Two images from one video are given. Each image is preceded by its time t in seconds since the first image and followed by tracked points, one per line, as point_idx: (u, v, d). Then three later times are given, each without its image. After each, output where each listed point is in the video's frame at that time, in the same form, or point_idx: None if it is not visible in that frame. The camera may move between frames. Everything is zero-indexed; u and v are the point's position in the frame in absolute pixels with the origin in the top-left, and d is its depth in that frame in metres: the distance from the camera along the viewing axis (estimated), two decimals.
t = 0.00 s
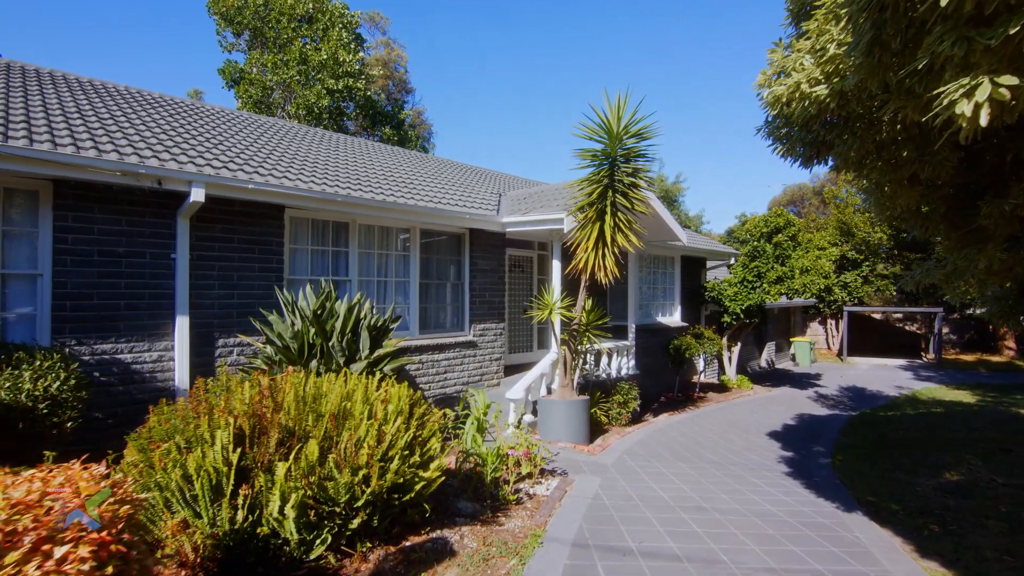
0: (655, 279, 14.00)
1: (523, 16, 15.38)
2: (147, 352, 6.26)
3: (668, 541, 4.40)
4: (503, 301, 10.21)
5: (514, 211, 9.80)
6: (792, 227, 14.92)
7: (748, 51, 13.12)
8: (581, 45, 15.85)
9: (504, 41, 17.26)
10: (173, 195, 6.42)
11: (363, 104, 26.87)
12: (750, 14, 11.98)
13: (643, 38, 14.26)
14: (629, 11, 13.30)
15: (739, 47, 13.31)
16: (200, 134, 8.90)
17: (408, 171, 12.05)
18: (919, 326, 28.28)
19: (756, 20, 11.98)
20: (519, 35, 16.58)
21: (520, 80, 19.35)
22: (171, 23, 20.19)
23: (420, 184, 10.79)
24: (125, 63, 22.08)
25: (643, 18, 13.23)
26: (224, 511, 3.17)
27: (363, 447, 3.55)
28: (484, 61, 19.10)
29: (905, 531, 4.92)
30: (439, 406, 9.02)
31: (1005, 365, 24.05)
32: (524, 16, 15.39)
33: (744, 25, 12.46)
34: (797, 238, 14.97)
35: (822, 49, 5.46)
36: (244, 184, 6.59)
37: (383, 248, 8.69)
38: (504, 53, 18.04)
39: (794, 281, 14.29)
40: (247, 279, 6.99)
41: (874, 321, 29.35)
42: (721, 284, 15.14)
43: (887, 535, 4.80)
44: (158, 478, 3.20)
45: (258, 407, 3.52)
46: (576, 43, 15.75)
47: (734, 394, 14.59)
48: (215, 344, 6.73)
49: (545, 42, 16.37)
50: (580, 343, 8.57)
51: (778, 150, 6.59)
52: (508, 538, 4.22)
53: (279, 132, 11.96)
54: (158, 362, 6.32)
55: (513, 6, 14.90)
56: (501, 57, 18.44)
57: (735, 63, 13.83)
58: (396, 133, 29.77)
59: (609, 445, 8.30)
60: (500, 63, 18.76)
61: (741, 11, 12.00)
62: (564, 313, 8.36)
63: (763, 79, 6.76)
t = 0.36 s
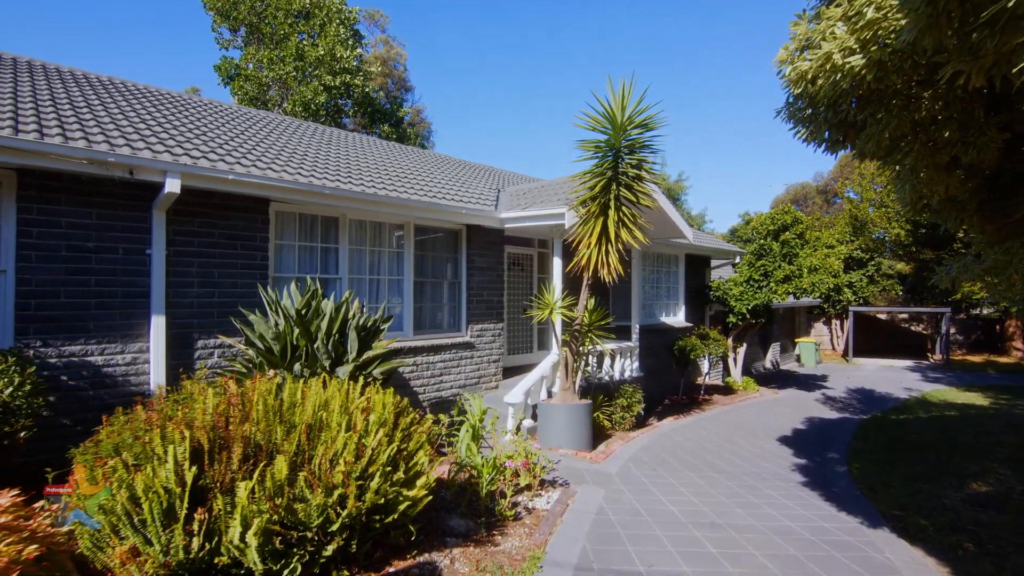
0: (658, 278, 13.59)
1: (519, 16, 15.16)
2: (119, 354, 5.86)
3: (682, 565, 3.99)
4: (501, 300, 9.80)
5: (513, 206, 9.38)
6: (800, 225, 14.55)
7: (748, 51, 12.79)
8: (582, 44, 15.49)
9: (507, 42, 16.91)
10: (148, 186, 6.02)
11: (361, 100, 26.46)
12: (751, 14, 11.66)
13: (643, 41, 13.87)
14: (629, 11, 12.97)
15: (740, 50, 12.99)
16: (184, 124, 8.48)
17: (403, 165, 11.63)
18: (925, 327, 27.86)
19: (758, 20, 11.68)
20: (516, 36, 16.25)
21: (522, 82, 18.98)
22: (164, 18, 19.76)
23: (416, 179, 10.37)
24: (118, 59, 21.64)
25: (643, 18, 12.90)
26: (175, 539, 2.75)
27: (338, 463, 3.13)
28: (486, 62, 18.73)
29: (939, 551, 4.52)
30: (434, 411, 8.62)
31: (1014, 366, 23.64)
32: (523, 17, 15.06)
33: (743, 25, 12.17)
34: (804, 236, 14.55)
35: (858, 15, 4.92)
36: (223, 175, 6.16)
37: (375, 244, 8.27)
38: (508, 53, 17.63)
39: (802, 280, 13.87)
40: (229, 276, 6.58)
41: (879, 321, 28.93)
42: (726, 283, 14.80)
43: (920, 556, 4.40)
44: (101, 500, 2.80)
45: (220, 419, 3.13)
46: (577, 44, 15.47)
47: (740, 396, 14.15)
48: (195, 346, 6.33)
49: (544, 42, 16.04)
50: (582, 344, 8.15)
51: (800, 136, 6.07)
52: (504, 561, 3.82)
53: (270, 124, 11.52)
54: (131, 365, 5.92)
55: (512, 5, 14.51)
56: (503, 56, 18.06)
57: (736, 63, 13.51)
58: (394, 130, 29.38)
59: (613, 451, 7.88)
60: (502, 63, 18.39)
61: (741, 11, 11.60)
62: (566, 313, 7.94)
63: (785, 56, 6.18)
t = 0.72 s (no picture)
0: (662, 278, 13.21)
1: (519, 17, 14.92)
2: (91, 358, 5.49)
3: None
4: (500, 300, 9.43)
5: (512, 202, 9.00)
6: (808, 223, 14.14)
7: (749, 51, 12.51)
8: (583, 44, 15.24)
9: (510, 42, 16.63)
10: (123, 178, 5.64)
11: (359, 98, 26.10)
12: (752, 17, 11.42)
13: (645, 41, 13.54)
14: (628, 10, 12.71)
15: (740, 52, 12.74)
16: (168, 116, 8.10)
17: (400, 161, 11.26)
18: (931, 328, 27.44)
19: (758, 20, 11.45)
20: (517, 38, 16.14)
21: (522, 82, 18.70)
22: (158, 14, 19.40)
23: (412, 174, 9.99)
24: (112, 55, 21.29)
25: (643, 18, 12.65)
26: None
27: (308, 485, 2.76)
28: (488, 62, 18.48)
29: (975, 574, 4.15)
30: (430, 416, 8.26)
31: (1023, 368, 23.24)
32: (523, 18, 14.79)
33: (744, 27, 11.93)
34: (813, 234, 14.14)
35: None
36: (203, 167, 5.80)
37: (368, 241, 7.90)
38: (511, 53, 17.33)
39: (811, 280, 13.45)
40: (211, 275, 6.22)
41: (885, 322, 28.52)
42: (732, 283, 14.38)
43: None
44: (32, 531, 2.43)
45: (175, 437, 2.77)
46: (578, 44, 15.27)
47: (747, 400, 13.76)
48: (174, 349, 5.96)
49: (544, 43, 15.84)
50: (585, 347, 7.80)
51: (825, 117, 5.75)
52: None
53: (262, 118, 11.14)
54: (104, 370, 5.55)
55: (512, 6, 14.24)
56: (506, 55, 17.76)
57: (736, 63, 13.24)
58: (393, 129, 29.07)
59: (617, 458, 7.51)
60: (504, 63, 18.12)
61: (741, 11, 11.29)
62: (567, 313, 7.56)
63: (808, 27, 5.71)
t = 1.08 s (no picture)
0: (667, 277, 12.79)
1: (521, 19, 15.02)
2: (54, 360, 5.10)
3: None
4: (499, 299, 9.02)
5: (511, 196, 8.58)
6: (817, 220, 13.74)
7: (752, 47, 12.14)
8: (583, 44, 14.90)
9: (513, 41, 16.58)
10: (91, 166, 5.25)
11: (358, 95, 25.72)
12: (750, 17, 11.08)
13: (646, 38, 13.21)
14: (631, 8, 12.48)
15: (737, 53, 12.43)
16: (150, 104, 7.69)
17: (395, 156, 10.84)
18: (940, 328, 26.95)
19: (764, 20, 11.14)
20: (522, 39, 16.20)
21: (521, 82, 18.31)
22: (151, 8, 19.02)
23: (407, 168, 9.58)
24: (106, 51, 20.98)
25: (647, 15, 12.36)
26: None
27: (260, 513, 2.35)
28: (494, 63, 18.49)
29: None
30: (424, 421, 7.85)
31: None
32: (526, 19, 14.92)
33: (741, 26, 11.57)
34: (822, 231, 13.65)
35: None
36: (176, 155, 5.39)
37: (358, 237, 7.48)
38: (514, 53, 17.18)
39: (820, 279, 12.98)
40: (188, 271, 5.83)
41: (892, 322, 28.02)
42: (739, 282, 14.06)
43: None
44: None
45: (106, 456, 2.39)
46: (577, 45, 14.89)
47: (754, 403, 13.30)
48: (146, 351, 5.56)
49: (545, 43, 15.78)
50: (587, 347, 7.43)
51: (858, 91, 6.05)
52: None
53: (254, 109, 10.72)
54: (69, 373, 5.15)
55: (513, 7, 14.22)
56: (508, 54, 17.52)
57: (734, 66, 12.93)
58: (393, 127, 28.70)
59: (622, 466, 7.08)
60: (506, 63, 17.84)
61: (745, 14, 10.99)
62: (570, 312, 7.10)
63: None
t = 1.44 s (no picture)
0: (674, 276, 12.40)
1: (520, 19, 14.74)
2: (19, 363, 4.74)
3: None
4: (499, 299, 8.64)
5: (512, 191, 8.19)
6: (830, 217, 13.17)
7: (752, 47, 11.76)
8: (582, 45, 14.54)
9: (513, 40, 16.19)
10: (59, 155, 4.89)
11: (359, 94, 25.42)
12: (751, 17, 10.64)
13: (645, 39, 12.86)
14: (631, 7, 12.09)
15: (736, 53, 11.97)
16: (132, 94, 7.34)
17: (392, 151, 10.46)
18: (951, 329, 26.42)
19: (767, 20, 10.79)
20: (522, 39, 15.80)
21: (522, 82, 17.90)
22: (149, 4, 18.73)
23: (404, 162, 9.20)
24: (103, 48, 20.71)
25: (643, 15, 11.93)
26: None
27: (200, 548, 2.00)
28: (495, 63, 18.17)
29: None
30: (419, 427, 7.47)
31: None
32: (526, 19, 14.58)
33: (741, 26, 11.10)
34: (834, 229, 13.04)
35: None
36: (148, 142, 5.03)
37: (350, 233, 7.10)
38: (515, 52, 16.75)
39: (834, 278, 12.33)
40: (165, 268, 5.47)
41: (902, 324, 27.49)
42: (747, 282, 13.68)
43: None
44: None
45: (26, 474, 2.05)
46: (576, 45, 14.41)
47: (765, 406, 12.84)
48: (118, 354, 5.20)
49: (546, 43, 15.36)
50: (591, 349, 7.05)
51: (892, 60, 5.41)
52: None
53: (247, 102, 10.37)
54: (35, 377, 4.80)
55: (513, 7, 13.93)
56: (508, 53, 17.12)
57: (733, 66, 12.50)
58: (395, 125, 28.38)
59: (628, 475, 6.68)
60: (506, 63, 17.47)
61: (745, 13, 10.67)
62: (574, 313, 6.66)
63: None
